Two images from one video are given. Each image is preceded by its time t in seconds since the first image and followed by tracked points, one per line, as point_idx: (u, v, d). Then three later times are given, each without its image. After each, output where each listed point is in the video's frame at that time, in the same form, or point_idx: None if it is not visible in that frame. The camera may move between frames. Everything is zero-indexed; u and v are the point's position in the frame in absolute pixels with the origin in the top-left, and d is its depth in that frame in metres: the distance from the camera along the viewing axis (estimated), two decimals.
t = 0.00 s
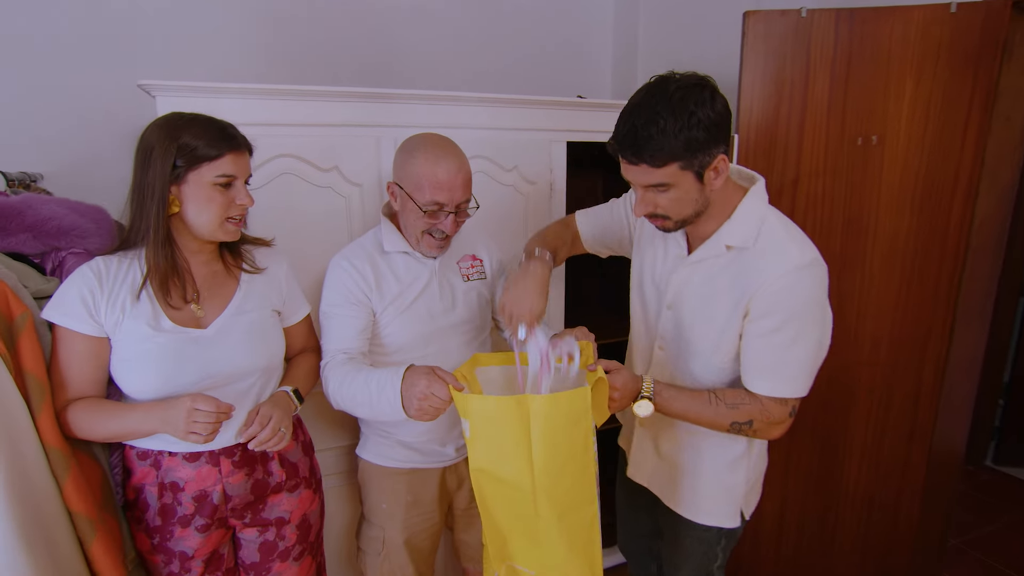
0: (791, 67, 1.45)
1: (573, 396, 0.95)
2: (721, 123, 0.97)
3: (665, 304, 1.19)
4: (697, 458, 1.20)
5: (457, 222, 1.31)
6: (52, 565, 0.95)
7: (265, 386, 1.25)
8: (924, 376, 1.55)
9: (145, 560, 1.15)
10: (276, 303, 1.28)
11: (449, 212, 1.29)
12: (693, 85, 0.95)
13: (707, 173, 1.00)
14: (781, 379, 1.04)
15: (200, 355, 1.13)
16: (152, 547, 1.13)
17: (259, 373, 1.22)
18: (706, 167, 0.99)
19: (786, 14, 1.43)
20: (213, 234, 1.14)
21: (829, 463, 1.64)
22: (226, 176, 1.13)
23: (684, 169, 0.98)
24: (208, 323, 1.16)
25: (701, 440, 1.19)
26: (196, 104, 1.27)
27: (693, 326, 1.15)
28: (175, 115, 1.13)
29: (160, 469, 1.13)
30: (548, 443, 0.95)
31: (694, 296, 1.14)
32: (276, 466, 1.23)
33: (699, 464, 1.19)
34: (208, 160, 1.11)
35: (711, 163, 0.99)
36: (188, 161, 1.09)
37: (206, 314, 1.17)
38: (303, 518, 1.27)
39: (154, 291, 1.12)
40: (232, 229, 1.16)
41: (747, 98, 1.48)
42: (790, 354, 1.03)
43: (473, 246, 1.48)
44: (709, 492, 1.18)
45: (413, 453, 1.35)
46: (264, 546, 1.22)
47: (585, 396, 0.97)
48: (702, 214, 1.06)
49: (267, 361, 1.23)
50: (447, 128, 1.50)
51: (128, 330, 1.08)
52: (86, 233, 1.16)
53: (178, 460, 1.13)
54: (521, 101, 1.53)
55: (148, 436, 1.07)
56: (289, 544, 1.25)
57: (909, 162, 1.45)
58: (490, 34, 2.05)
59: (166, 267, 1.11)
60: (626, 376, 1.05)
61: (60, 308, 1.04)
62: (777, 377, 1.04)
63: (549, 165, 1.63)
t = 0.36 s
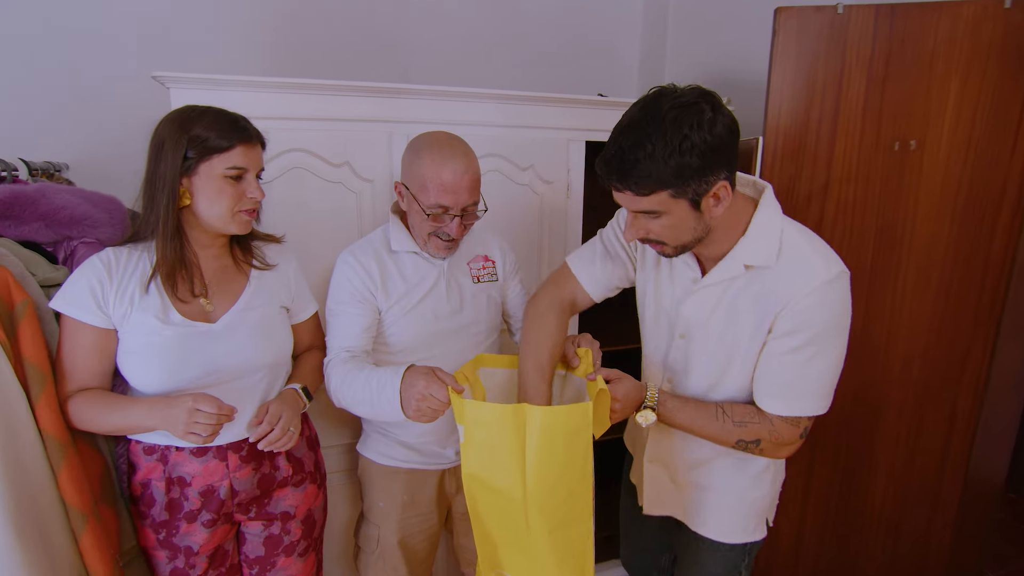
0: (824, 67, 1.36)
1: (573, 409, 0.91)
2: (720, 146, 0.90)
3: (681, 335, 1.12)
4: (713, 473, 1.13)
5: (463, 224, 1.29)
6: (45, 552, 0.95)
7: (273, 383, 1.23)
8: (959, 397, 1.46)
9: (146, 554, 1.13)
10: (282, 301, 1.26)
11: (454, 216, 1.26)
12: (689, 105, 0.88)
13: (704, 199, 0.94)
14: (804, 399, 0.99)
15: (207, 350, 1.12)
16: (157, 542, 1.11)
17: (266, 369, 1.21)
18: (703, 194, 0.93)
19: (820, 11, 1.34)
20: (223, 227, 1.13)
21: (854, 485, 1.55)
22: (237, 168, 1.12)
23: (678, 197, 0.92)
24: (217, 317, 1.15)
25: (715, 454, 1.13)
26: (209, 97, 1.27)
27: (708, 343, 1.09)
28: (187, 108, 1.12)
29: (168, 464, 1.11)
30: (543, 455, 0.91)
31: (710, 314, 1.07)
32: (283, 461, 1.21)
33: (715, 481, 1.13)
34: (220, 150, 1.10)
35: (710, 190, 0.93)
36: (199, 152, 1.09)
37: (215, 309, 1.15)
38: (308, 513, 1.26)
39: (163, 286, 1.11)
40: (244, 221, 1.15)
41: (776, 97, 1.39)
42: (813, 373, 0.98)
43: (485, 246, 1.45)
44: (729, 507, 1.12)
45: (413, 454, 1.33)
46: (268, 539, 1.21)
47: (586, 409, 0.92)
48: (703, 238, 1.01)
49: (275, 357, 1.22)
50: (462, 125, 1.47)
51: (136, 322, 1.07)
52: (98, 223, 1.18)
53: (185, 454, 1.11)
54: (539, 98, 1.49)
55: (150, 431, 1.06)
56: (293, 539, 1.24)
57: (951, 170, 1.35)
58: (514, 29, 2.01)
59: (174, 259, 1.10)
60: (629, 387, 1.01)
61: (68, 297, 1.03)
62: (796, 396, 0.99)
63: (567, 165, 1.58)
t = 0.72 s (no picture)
0: (846, 64, 1.33)
1: (565, 413, 0.89)
2: (727, 125, 0.94)
3: (676, 316, 1.12)
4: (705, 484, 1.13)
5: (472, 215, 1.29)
6: (54, 541, 0.96)
7: (285, 382, 1.23)
8: (983, 409, 1.40)
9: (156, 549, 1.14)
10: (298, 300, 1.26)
11: (458, 207, 1.25)
12: (700, 82, 0.92)
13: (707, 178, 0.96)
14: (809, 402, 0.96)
15: (220, 347, 1.13)
16: (166, 537, 1.12)
17: (278, 368, 1.20)
18: (706, 172, 0.95)
19: (841, 7, 1.31)
20: (247, 222, 1.14)
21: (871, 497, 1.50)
22: (260, 164, 1.13)
23: (680, 171, 0.95)
24: (231, 315, 1.15)
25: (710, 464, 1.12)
26: (219, 95, 1.28)
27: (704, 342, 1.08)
28: (208, 106, 1.13)
29: (177, 459, 1.12)
30: (534, 461, 0.89)
31: (706, 310, 1.08)
32: (291, 461, 1.22)
33: (703, 487, 1.13)
34: (246, 146, 1.11)
35: (712, 168, 0.95)
36: (222, 153, 1.10)
37: (229, 306, 1.16)
38: (316, 513, 1.26)
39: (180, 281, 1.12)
40: (266, 219, 1.16)
41: (794, 97, 1.36)
42: (817, 376, 0.95)
43: (494, 245, 1.43)
44: (718, 517, 1.12)
45: (419, 454, 1.32)
46: (276, 539, 1.21)
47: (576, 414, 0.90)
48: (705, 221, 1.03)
49: (287, 356, 1.22)
50: (472, 123, 1.46)
51: (152, 317, 1.08)
52: (109, 218, 1.20)
53: (194, 451, 1.13)
54: (550, 96, 1.47)
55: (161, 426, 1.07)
56: (301, 539, 1.24)
57: (977, 172, 1.29)
58: (529, 26, 1.99)
59: (202, 260, 1.11)
60: (628, 392, 0.98)
61: (86, 290, 1.04)
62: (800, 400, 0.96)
63: (578, 164, 1.56)
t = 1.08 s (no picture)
0: (852, 63, 1.31)
1: (571, 416, 0.89)
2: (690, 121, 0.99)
3: (664, 313, 1.17)
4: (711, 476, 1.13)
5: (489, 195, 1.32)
6: (66, 542, 0.96)
7: (295, 383, 1.24)
8: (993, 409, 1.40)
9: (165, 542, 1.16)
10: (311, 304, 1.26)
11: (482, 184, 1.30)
12: (660, 82, 0.99)
13: (672, 170, 1.02)
14: (809, 385, 0.95)
15: (233, 346, 1.13)
16: (175, 531, 1.13)
17: (290, 369, 1.21)
18: (669, 164, 1.02)
19: (848, 6, 1.30)
20: (246, 223, 1.13)
21: (879, 498, 1.49)
22: (261, 165, 1.12)
23: (643, 165, 1.02)
24: (244, 315, 1.16)
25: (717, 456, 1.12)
26: (226, 98, 1.29)
27: (693, 330, 1.11)
28: (223, 108, 1.14)
29: (187, 455, 1.13)
30: (537, 461, 0.90)
31: (692, 301, 1.11)
32: (298, 462, 1.21)
33: (711, 481, 1.13)
34: (247, 148, 1.11)
35: (674, 162, 1.01)
36: (233, 145, 1.10)
37: (242, 306, 1.16)
38: (323, 515, 1.25)
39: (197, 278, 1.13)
40: (266, 221, 1.15)
41: (801, 95, 1.34)
42: (810, 359, 0.94)
43: (499, 244, 1.44)
44: (724, 512, 1.12)
45: (428, 455, 1.32)
46: (284, 539, 1.20)
47: (582, 417, 0.90)
48: (676, 212, 1.10)
49: (298, 357, 1.22)
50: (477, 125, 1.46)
51: (168, 313, 1.10)
52: (118, 220, 1.21)
53: (203, 447, 1.13)
54: (555, 97, 1.47)
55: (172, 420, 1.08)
56: (308, 540, 1.23)
57: (988, 172, 1.30)
58: (533, 26, 1.99)
59: (208, 251, 1.13)
60: (633, 390, 0.99)
61: (107, 285, 1.07)
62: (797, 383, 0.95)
63: (584, 165, 1.56)
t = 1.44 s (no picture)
0: (851, 67, 1.34)
1: (576, 410, 0.92)
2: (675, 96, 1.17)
3: (636, 294, 1.27)
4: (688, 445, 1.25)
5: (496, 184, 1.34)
6: (75, 541, 0.96)
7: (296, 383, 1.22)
8: (988, 408, 1.43)
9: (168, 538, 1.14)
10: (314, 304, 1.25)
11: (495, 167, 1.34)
12: (675, 69, 1.18)
13: (656, 142, 1.19)
14: (765, 342, 1.08)
15: (233, 343, 1.14)
16: (175, 526, 1.12)
17: (291, 368, 1.20)
18: (656, 136, 1.19)
19: (848, 11, 1.32)
20: (263, 222, 1.14)
21: (875, 496, 1.52)
22: (278, 166, 1.13)
23: (636, 125, 1.20)
24: (245, 312, 1.16)
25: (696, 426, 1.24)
26: (232, 98, 1.29)
27: (665, 305, 1.21)
28: (234, 108, 1.14)
29: (186, 450, 1.11)
30: (547, 456, 0.91)
31: (664, 281, 1.22)
32: (297, 463, 1.17)
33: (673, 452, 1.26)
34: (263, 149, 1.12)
35: (660, 133, 1.18)
36: (249, 146, 1.11)
37: (244, 303, 1.16)
38: (322, 516, 1.22)
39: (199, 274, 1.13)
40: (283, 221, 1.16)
41: (800, 97, 1.36)
42: (776, 322, 1.08)
43: (497, 243, 1.46)
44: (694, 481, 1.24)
45: (437, 455, 1.34)
46: (283, 541, 1.17)
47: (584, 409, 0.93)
48: (655, 183, 1.23)
49: (301, 357, 1.21)
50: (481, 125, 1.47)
51: (169, 307, 1.10)
52: (123, 220, 1.20)
53: (202, 443, 1.11)
54: (558, 98, 1.49)
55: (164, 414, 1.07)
56: (308, 541, 1.20)
57: (983, 175, 1.32)
58: (534, 28, 2.00)
59: (213, 250, 1.13)
60: (630, 378, 1.04)
61: (114, 281, 1.08)
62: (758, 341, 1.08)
63: (586, 165, 1.57)
